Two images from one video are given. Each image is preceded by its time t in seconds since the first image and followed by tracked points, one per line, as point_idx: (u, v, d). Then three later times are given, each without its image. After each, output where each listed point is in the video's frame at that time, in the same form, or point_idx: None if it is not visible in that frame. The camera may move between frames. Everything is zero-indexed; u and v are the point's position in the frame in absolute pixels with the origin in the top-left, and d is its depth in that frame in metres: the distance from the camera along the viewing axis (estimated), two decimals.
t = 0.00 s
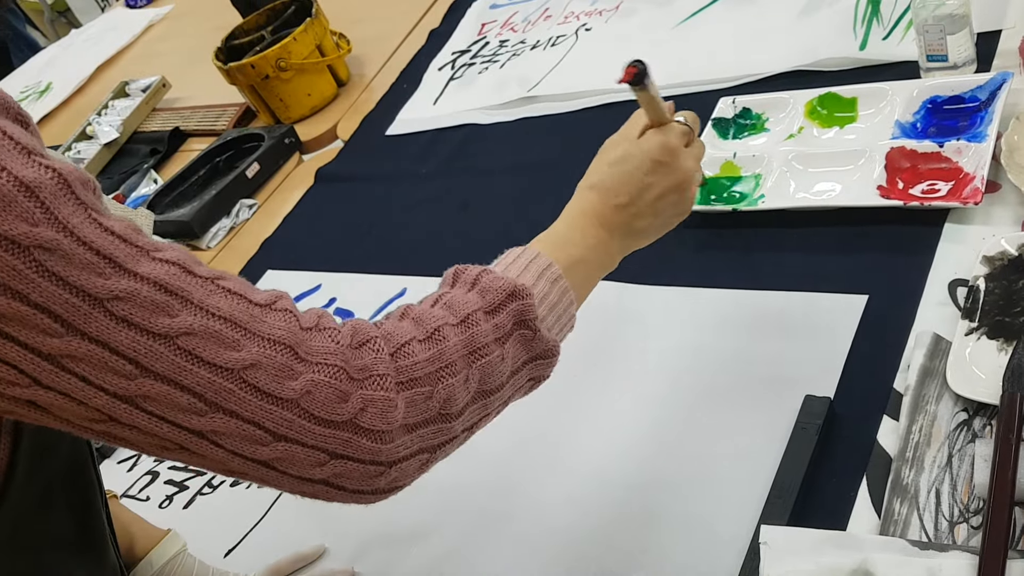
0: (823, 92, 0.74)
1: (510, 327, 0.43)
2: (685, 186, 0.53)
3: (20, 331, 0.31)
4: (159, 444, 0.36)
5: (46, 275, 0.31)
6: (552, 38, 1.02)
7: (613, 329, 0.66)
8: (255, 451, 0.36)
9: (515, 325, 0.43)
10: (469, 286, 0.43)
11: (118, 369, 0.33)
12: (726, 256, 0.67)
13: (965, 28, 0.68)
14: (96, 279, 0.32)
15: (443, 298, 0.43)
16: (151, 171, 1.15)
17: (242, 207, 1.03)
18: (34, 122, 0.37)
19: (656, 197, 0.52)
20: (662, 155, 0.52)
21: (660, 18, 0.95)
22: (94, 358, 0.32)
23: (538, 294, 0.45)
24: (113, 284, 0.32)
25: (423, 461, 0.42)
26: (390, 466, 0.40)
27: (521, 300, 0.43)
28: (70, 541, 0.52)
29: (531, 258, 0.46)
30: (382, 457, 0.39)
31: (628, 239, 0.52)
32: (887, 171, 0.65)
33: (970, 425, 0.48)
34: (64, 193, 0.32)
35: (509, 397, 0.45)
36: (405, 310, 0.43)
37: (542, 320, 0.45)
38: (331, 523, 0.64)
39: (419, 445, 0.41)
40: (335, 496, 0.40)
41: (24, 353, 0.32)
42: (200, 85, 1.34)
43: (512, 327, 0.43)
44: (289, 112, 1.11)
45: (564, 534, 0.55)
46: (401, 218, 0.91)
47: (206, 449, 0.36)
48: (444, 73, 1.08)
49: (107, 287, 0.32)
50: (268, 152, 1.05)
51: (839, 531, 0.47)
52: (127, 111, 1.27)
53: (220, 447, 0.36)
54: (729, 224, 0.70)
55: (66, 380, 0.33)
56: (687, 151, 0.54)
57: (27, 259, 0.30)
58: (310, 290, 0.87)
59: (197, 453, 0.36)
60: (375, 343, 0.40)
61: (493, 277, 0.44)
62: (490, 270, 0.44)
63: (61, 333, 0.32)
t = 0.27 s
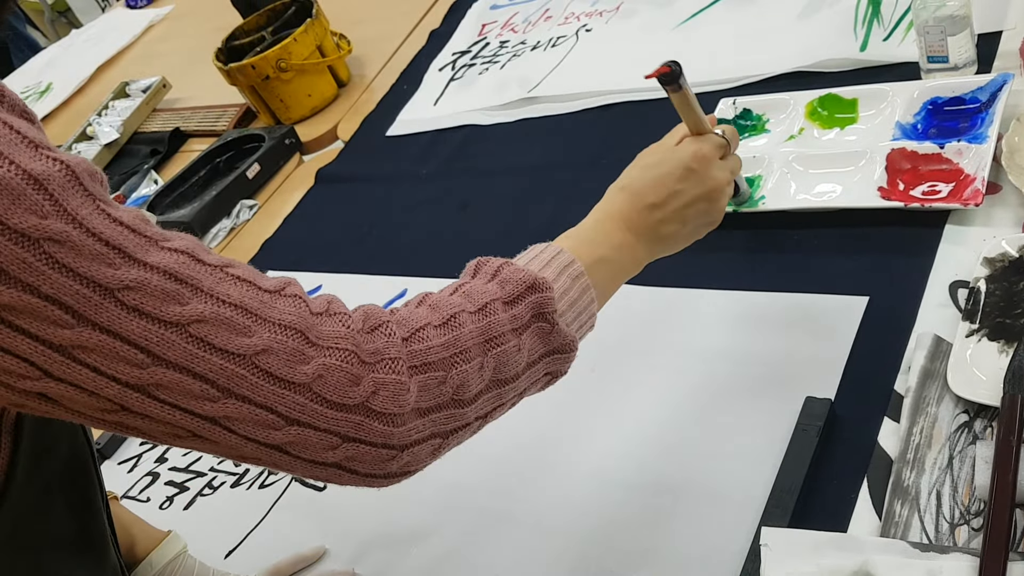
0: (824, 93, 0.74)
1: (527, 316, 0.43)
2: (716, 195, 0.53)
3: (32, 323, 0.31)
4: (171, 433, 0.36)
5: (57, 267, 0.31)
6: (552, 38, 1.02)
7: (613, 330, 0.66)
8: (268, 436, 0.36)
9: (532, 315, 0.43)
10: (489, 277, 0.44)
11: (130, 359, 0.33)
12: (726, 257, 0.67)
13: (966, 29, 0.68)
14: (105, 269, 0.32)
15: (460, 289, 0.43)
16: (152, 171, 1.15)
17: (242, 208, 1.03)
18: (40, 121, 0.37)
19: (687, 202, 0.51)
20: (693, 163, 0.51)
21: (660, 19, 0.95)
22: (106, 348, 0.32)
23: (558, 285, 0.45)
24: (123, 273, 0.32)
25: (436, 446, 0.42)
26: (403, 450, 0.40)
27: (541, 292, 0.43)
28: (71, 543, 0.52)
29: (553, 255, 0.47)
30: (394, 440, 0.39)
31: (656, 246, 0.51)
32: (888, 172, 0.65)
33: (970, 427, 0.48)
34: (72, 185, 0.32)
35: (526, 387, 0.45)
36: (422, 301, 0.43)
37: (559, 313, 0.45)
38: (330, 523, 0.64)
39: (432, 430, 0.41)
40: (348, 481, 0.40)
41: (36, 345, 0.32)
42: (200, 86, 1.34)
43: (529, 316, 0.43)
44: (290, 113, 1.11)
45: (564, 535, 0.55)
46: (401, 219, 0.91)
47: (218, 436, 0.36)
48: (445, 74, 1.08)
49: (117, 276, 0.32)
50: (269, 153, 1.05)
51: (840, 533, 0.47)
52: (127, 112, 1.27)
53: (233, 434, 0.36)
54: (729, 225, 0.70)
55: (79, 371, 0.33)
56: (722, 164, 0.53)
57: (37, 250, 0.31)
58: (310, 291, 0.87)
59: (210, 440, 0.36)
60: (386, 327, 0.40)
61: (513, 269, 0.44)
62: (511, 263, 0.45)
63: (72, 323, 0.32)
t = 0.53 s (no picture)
0: (823, 94, 0.74)
1: (526, 304, 0.43)
2: (690, 169, 0.52)
3: (30, 315, 0.31)
4: (174, 426, 0.35)
5: (54, 257, 0.31)
6: (551, 38, 1.02)
7: (612, 330, 0.66)
8: (271, 427, 0.36)
9: (531, 303, 0.43)
10: (484, 270, 0.43)
11: (130, 350, 0.33)
12: (725, 257, 0.67)
13: (965, 30, 0.68)
14: (104, 259, 0.32)
15: (457, 280, 0.43)
16: (150, 171, 1.14)
17: (241, 207, 1.03)
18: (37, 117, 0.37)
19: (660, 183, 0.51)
20: (659, 147, 0.51)
21: (659, 19, 0.95)
22: (105, 339, 0.32)
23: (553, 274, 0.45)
24: (122, 263, 0.32)
25: (442, 436, 0.41)
26: (409, 439, 0.40)
27: (536, 280, 0.43)
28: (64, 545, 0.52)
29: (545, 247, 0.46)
30: (399, 429, 0.39)
31: (646, 233, 0.50)
32: (887, 172, 0.65)
33: (969, 427, 0.48)
34: (70, 176, 0.32)
35: (529, 376, 0.45)
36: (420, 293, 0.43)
37: (557, 299, 0.44)
38: (328, 523, 0.64)
39: (438, 419, 0.41)
40: (354, 473, 0.40)
41: (34, 337, 0.32)
42: (199, 85, 1.34)
43: (528, 304, 0.43)
44: (288, 112, 1.10)
45: (563, 536, 0.55)
46: (400, 219, 0.91)
47: (221, 428, 0.35)
48: (444, 73, 1.08)
49: (115, 266, 0.32)
50: (268, 153, 1.05)
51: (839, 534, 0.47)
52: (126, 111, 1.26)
53: (236, 426, 0.36)
54: (728, 226, 0.70)
55: (78, 363, 0.32)
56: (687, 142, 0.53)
57: (34, 241, 0.30)
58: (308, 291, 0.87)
59: (212, 433, 0.36)
60: (387, 316, 0.40)
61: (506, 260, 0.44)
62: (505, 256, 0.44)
63: (70, 314, 0.32)
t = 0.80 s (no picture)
0: (823, 93, 0.74)
1: (526, 292, 0.43)
2: (696, 153, 0.54)
3: (28, 311, 0.31)
4: (174, 420, 0.35)
5: (51, 252, 0.31)
6: (552, 37, 1.02)
7: (612, 330, 0.66)
8: (272, 419, 0.36)
9: (531, 291, 0.43)
10: (483, 255, 0.44)
11: (129, 344, 0.33)
12: (725, 257, 0.67)
13: (966, 29, 0.68)
14: (101, 253, 0.32)
15: (457, 268, 0.43)
16: (150, 169, 1.14)
17: (241, 206, 1.02)
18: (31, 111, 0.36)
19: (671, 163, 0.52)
20: (672, 125, 0.52)
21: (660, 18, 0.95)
22: (104, 334, 0.32)
23: (553, 258, 0.45)
24: (119, 258, 0.32)
25: (443, 426, 0.42)
26: (410, 429, 0.40)
27: (536, 266, 0.43)
28: (67, 538, 0.52)
29: (543, 229, 0.46)
30: (400, 419, 0.39)
31: (644, 212, 0.52)
32: (887, 172, 0.65)
33: (969, 427, 0.48)
34: (65, 170, 0.32)
35: (529, 364, 0.45)
36: (420, 282, 0.43)
37: (557, 287, 0.44)
38: (327, 521, 0.64)
39: (439, 410, 0.41)
40: (356, 464, 0.40)
41: (32, 333, 0.31)
42: (199, 84, 1.34)
43: (528, 291, 0.43)
44: (288, 111, 1.10)
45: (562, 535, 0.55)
46: (400, 218, 0.91)
47: (221, 421, 0.35)
48: (444, 72, 1.08)
49: (113, 261, 0.32)
50: (268, 151, 1.05)
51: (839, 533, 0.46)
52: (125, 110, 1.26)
53: (236, 419, 0.36)
54: (728, 225, 0.70)
55: (77, 358, 0.32)
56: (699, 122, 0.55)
57: (31, 236, 0.30)
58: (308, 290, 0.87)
59: (213, 425, 0.36)
60: (387, 308, 0.40)
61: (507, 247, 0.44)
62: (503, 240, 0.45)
63: (68, 309, 0.31)
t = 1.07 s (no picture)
0: (822, 93, 0.74)
1: (540, 261, 0.43)
2: (704, 109, 0.52)
3: (41, 294, 0.31)
4: (192, 399, 0.35)
5: (62, 233, 0.31)
6: (550, 36, 1.02)
7: (611, 329, 0.66)
8: (289, 394, 0.36)
9: (546, 259, 0.43)
10: (495, 227, 0.43)
11: (144, 324, 0.33)
12: (723, 256, 0.67)
13: (964, 28, 0.68)
14: (112, 233, 0.32)
15: (470, 241, 0.43)
16: (148, 168, 1.14)
17: (239, 205, 1.02)
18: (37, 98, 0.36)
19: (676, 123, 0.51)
20: (673, 85, 0.52)
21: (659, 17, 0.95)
22: (118, 314, 0.32)
23: (566, 228, 0.44)
24: (130, 237, 0.32)
25: (462, 397, 0.41)
26: (428, 399, 0.40)
27: (548, 234, 0.43)
28: (75, 533, 0.53)
29: (557, 201, 0.46)
30: (417, 389, 0.39)
31: (660, 174, 0.50)
32: (886, 171, 0.65)
33: (968, 426, 0.48)
34: (73, 152, 0.32)
35: (547, 333, 0.44)
36: (433, 254, 0.42)
37: (572, 254, 0.44)
38: (325, 521, 0.64)
39: (457, 379, 0.41)
40: (374, 437, 0.40)
41: (46, 317, 0.31)
42: (197, 84, 1.34)
43: (543, 261, 0.43)
44: (286, 110, 1.10)
45: (560, 533, 0.55)
46: (398, 217, 0.91)
47: (239, 398, 0.35)
48: (443, 71, 1.08)
49: (124, 240, 0.32)
50: (266, 150, 1.05)
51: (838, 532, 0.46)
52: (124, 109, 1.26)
53: (254, 394, 0.36)
54: (727, 224, 0.70)
55: (92, 339, 0.32)
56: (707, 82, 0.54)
57: (41, 219, 0.30)
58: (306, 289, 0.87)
59: (231, 402, 0.36)
60: (399, 280, 0.40)
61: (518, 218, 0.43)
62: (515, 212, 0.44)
63: (82, 291, 0.31)
